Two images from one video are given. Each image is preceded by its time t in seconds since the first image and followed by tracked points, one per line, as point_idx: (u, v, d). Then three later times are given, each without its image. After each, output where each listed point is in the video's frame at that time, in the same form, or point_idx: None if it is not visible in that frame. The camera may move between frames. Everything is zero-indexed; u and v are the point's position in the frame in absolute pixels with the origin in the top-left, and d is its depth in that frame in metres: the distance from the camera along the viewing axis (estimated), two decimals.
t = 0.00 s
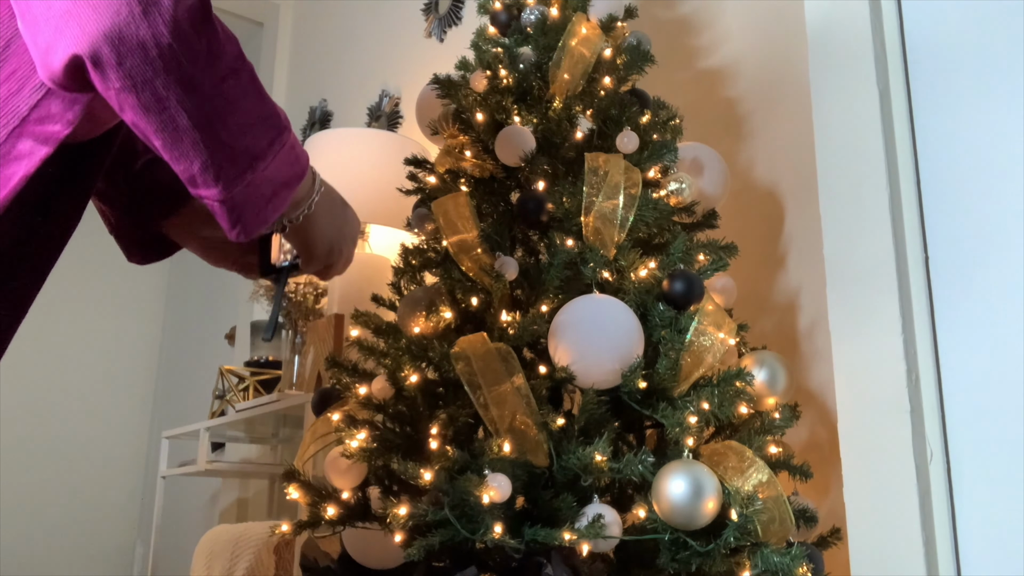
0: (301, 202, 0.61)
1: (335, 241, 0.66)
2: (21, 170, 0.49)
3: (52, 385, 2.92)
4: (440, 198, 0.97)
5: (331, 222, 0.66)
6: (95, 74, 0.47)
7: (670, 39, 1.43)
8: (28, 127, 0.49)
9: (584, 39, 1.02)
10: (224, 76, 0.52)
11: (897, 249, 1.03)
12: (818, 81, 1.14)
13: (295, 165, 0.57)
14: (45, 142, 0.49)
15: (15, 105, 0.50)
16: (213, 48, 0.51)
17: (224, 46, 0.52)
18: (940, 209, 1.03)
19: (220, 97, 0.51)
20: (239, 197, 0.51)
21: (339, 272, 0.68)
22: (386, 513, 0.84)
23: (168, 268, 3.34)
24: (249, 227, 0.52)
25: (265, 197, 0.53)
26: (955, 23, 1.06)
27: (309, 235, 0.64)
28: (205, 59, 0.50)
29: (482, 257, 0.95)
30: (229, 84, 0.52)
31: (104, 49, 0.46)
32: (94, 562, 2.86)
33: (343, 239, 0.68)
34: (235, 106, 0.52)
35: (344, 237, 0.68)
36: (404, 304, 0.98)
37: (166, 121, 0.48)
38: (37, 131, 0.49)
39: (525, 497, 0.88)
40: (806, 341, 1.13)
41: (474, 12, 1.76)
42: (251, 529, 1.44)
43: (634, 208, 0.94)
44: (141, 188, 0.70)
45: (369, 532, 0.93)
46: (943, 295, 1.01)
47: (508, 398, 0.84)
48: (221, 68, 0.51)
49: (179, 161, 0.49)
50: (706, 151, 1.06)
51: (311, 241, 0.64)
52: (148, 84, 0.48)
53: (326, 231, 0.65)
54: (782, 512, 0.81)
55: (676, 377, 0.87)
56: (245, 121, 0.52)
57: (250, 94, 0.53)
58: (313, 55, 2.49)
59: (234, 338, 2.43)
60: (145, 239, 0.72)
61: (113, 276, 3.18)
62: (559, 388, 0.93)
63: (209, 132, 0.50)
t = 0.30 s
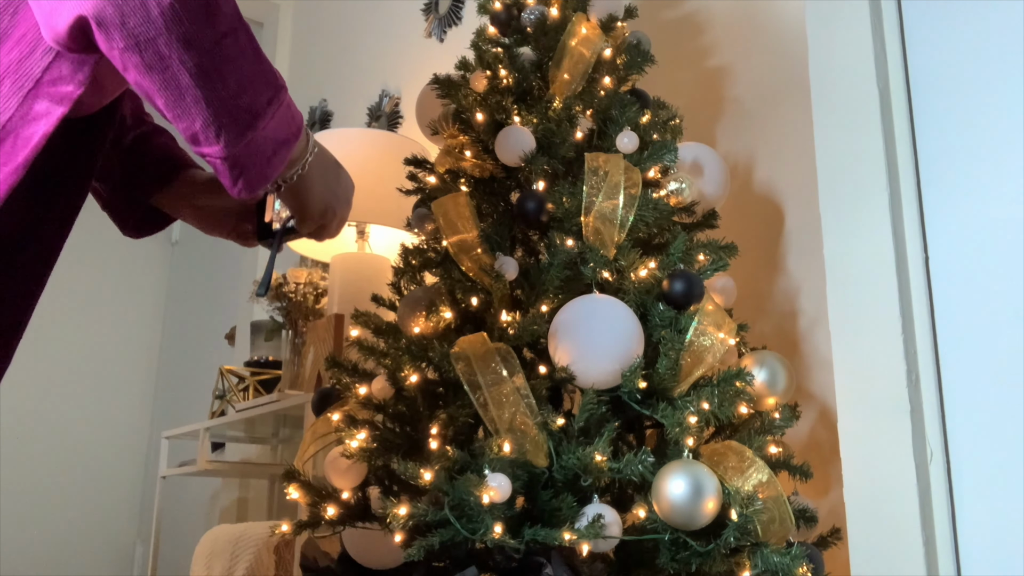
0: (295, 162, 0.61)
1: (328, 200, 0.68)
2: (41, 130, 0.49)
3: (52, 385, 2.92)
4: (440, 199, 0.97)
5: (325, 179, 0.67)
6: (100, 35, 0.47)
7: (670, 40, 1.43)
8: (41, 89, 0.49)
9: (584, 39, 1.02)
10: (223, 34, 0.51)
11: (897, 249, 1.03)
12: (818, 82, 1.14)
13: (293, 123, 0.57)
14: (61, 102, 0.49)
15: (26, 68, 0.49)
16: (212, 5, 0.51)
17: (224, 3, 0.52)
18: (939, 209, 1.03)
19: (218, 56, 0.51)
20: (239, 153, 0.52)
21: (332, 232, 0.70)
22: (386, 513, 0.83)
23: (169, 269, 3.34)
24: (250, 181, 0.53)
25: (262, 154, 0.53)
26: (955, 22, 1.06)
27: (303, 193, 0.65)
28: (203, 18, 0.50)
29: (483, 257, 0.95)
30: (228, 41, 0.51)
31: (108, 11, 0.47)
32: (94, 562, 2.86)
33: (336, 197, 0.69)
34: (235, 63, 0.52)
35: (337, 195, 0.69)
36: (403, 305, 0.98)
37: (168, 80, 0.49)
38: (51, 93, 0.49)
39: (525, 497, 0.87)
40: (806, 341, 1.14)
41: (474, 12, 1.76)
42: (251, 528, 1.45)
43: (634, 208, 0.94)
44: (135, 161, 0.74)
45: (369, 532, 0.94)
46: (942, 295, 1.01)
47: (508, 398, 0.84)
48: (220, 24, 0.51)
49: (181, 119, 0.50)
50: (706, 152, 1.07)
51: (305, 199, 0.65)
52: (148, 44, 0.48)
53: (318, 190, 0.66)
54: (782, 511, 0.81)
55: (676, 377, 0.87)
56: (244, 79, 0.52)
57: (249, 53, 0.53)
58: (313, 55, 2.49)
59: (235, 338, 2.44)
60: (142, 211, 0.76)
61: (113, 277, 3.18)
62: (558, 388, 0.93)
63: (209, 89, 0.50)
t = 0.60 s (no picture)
0: (290, 119, 0.64)
1: (323, 156, 0.70)
2: (50, 92, 0.49)
3: (51, 385, 2.91)
4: (440, 198, 0.97)
5: (318, 136, 0.69)
6: None
7: (671, 40, 1.43)
8: (47, 52, 0.49)
9: (584, 39, 1.02)
10: None
11: (897, 249, 1.03)
12: (818, 83, 1.14)
13: (286, 79, 0.58)
14: (67, 64, 0.49)
15: (26, 30, 0.49)
16: None
17: None
18: (940, 208, 1.03)
19: (213, 15, 0.52)
20: (238, 111, 0.54)
21: (329, 189, 0.73)
22: (386, 513, 0.83)
23: (168, 269, 3.34)
24: (249, 138, 0.55)
25: (259, 110, 0.55)
26: (955, 22, 1.06)
27: (297, 150, 0.68)
28: None
29: (483, 257, 0.95)
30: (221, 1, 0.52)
31: None
32: (94, 562, 2.86)
33: (331, 154, 0.71)
34: (228, 22, 0.53)
35: (332, 152, 0.71)
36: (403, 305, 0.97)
37: (167, 39, 0.50)
38: (56, 54, 0.49)
39: (525, 497, 0.87)
40: (806, 342, 1.14)
41: (474, 12, 1.76)
42: (252, 527, 1.45)
43: (634, 208, 0.94)
44: (128, 138, 0.81)
45: (369, 532, 0.94)
46: (942, 295, 1.01)
47: (508, 398, 0.84)
48: None
49: (180, 79, 0.51)
50: (706, 152, 1.06)
51: (298, 156, 0.68)
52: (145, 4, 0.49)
53: (312, 147, 0.69)
54: (782, 511, 0.81)
55: (676, 376, 0.87)
56: (239, 36, 0.53)
57: (242, 10, 0.54)
58: (313, 55, 2.49)
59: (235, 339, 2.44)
60: (134, 186, 0.82)
61: (113, 277, 3.18)
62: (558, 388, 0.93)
63: (207, 47, 0.51)
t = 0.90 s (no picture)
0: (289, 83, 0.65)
1: (321, 120, 0.71)
2: (78, 63, 0.50)
3: (52, 385, 2.91)
4: (439, 198, 0.98)
5: (316, 100, 0.70)
6: None
7: (671, 40, 1.43)
8: (69, 22, 0.50)
9: (584, 39, 1.02)
10: None
11: (897, 249, 1.03)
12: (818, 83, 1.14)
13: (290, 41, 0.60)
14: (89, 35, 0.51)
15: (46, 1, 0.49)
16: None
17: None
18: (940, 208, 1.03)
19: None
20: (243, 75, 0.56)
21: (326, 153, 0.74)
22: (387, 513, 0.83)
23: (169, 269, 3.34)
24: (255, 100, 0.57)
25: (264, 73, 0.57)
26: (955, 22, 1.06)
27: (296, 114, 0.69)
28: None
29: (483, 257, 0.95)
30: None
31: None
32: (94, 563, 2.85)
33: (329, 118, 0.72)
34: None
35: (330, 116, 0.72)
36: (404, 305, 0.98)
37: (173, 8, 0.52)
38: (78, 25, 0.50)
39: (525, 497, 0.87)
40: (806, 341, 1.14)
41: (474, 12, 1.76)
42: (253, 527, 1.46)
43: (634, 208, 0.93)
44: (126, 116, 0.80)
45: (369, 532, 0.94)
46: (942, 295, 1.01)
47: (508, 398, 0.84)
48: None
49: (187, 45, 0.53)
50: (706, 152, 1.06)
51: (298, 121, 0.69)
52: None
53: (310, 110, 0.69)
54: (782, 511, 0.81)
55: (676, 376, 0.87)
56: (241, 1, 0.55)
57: None
58: (313, 55, 2.49)
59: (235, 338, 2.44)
60: (134, 160, 0.82)
61: (113, 277, 3.18)
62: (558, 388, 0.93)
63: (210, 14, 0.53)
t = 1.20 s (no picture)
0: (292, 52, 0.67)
1: (325, 88, 0.73)
2: (101, 39, 0.54)
3: (51, 385, 2.91)
4: (439, 199, 0.99)
5: (319, 67, 0.72)
6: None
7: (671, 40, 1.43)
8: None
9: (584, 39, 1.02)
10: None
11: (897, 249, 1.03)
12: (818, 83, 1.14)
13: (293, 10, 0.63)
14: (109, 10, 0.54)
15: None
16: None
17: None
18: (939, 207, 1.03)
19: None
20: (253, 44, 0.60)
21: (330, 120, 0.76)
22: (387, 513, 0.83)
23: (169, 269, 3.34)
24: (264, 68, 0.62)
25: (272, 42, 0.62)
26: (955, 22, 1.06)
27: (299, 83, 0.71)
28: None
29: (483, 257, 0.95)
30: None
31: None
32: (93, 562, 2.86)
33: (332, 85, 0.74)
34: None
35: (333, 83, 0.74)
36: (404, 306, 0.99)
37: None
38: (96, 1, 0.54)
39: (525, 497, 0.87)
40: (806, 341, 1.14)
41: (474, 12, 1.76)
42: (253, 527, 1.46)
43: (634, 208, 0.93)
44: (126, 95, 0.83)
45: (369, 532, 0.94)
46: (942, 295, 1.01)
47: (508, 398, 0.84)
48: None
49: (199, 17, 0.57)
50: (706, 152, 1.06)
51: (301, 89, 0.71)
52: None
53: (314, 77, 0.71)
54: (782, 511, 0.81)
55: (676, 376, 0.87)
56: None
57: None
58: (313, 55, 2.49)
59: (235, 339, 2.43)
60: (140, 140, 0.85)
61: (113, 277, 3.18)
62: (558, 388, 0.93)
63: None
